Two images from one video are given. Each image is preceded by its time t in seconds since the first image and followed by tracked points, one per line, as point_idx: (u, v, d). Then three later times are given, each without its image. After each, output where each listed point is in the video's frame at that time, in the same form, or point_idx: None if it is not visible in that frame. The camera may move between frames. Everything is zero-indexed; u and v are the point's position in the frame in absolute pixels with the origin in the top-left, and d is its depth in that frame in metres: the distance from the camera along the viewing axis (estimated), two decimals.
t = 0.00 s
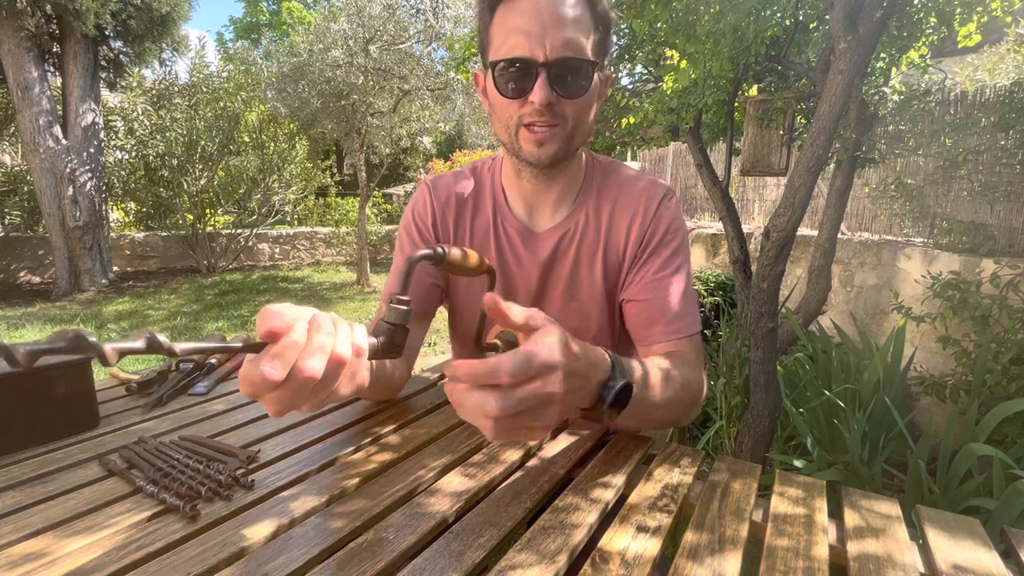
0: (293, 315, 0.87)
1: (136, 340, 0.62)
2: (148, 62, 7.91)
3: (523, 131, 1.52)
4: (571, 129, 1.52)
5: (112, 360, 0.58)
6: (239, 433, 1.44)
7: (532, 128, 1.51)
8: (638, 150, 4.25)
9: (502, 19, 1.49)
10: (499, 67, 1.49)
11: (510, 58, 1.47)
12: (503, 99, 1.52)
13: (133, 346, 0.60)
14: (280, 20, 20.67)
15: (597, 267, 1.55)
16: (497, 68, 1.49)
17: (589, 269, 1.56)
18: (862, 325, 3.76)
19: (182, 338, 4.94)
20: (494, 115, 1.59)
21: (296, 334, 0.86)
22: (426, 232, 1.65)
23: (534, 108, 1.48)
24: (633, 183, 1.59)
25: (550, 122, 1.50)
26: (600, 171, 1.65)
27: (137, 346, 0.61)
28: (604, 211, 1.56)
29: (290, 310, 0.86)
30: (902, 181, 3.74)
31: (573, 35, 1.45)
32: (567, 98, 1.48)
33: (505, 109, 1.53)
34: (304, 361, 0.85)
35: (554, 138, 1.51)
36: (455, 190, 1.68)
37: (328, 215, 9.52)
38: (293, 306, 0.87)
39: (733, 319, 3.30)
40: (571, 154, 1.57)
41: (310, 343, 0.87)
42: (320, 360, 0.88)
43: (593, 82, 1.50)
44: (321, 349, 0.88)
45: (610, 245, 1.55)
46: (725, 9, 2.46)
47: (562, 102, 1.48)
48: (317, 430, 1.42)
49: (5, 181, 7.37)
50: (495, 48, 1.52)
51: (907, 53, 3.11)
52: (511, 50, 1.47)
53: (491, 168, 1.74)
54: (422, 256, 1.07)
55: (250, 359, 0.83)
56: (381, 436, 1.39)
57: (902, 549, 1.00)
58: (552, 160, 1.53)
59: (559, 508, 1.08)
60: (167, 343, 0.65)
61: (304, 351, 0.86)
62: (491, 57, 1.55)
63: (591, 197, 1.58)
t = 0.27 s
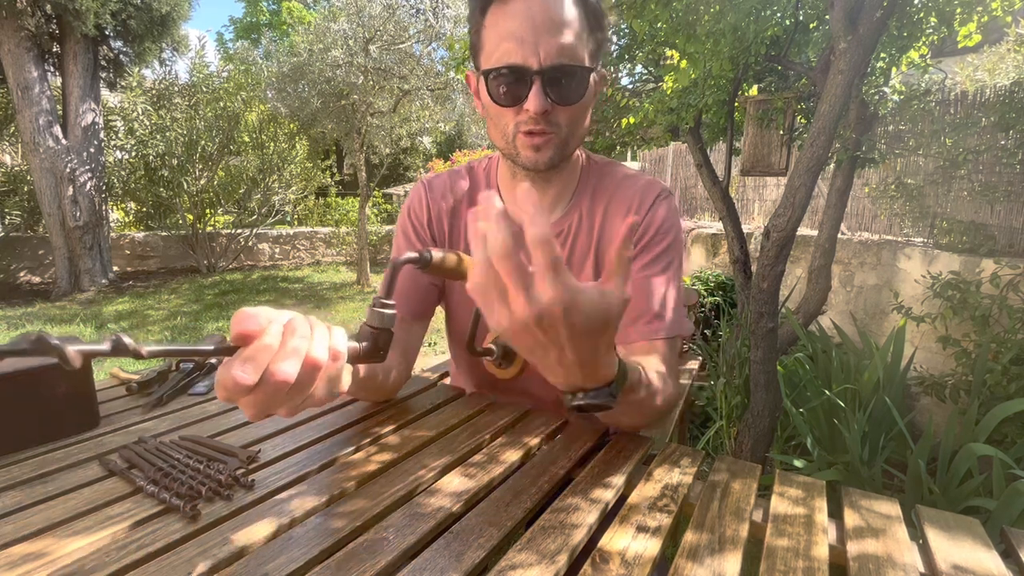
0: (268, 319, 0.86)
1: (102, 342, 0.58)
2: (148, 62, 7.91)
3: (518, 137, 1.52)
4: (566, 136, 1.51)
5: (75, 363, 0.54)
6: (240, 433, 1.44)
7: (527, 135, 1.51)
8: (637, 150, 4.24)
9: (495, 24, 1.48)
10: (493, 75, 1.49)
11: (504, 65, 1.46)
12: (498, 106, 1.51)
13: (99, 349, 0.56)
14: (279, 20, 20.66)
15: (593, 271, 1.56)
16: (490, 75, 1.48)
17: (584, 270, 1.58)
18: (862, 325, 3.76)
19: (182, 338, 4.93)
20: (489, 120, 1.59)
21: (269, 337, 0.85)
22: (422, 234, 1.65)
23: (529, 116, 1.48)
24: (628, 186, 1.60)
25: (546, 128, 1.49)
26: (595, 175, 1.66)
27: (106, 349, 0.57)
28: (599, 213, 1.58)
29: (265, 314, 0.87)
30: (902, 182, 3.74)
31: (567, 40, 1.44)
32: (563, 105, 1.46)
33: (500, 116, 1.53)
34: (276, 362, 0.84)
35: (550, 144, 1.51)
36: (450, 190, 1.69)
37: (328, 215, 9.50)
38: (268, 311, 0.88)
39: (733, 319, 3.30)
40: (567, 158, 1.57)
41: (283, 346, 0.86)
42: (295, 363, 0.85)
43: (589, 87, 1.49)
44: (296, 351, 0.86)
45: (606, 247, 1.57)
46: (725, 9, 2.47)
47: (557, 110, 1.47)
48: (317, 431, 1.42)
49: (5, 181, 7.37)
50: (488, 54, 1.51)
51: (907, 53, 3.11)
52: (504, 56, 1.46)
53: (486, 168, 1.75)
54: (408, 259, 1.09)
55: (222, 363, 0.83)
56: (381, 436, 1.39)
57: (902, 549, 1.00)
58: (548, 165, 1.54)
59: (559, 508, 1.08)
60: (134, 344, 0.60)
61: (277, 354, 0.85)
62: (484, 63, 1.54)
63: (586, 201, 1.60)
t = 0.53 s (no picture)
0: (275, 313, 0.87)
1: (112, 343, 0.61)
2: (148, 62, 7.90)
3: (512, 141, 1.51)
4: (560, 138, 1.51)
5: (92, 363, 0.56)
6: (240, 433, 1.44)
7: (520, 139, 1.50)
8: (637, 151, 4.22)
9: (483, 30, 1.48)
10: (482, 81, 1.48)
11: (494, 70, 1.45)
12: (490, 112, 1.50)
13: (110, 349, 0.59)
14: (279, 20, 20.64)
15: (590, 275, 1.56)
16: (480, 82, 1.48)
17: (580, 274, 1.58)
18: (862, 325, 3.76)
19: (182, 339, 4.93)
20: (481, 126, 1.58)
21: (277, 332, 0.85)
22: (420, 235, 1.66)
23: (522, 121, 1.47)
24: (627, 188, 1.59)
25: (539, 132, 1.48)
26: (594, 176, 1.65)
27: (117, 349, 0.60)
28: (596, 216, 1.57)
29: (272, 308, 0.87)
30: (902, 182, 3.74)
31: (557, 44, 1.44)
32: (555, 108, 1.46)
33: (492, 121, 1.52)
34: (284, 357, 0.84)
35: (543, 148, 1.50)
36: (449, 190, 1.69)
37: (328, 215, 9.49)
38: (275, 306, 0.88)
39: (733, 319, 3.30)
40: (563, 160, 1.56)
41: (292, 341, 0.87)
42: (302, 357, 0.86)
43: (580, 89, 1.48)
44: (303, 347, 0.87)
45: (604, 250, 1.56)
46: (725, 9, 2.47)
47: (550, 113, 1.46)
48: (317, 431, 1.42)
49: (5, 181, 7.38)
50: (478, 60, 1.51)
51: (908, 53, 3.11)
52: (494, 62, 1.46)
53: (485, 168, 1.74)
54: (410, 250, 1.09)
55: (232, 359, 0.83)
56: (381, 436, 1.39)
57: (902, 549, 1.00)
58: (542, 169, 1.52)
59: (559, 508, 1.08)
60: (146, 344, 0.63)
61: (285, 348, 0.85)
62: (474, 70, 1.54)
63: (584, 203, 1.59)
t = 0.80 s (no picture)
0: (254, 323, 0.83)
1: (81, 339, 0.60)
2: (148, 62, 7.90)
3: (511, 139, 1.50)
4: (561, 135, 1.50)
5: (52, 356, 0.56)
6: (239, 433, 1.44)
7: (520, 135, 1.49)
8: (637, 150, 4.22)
9: (487, 25, 1.48)
10: (484, 75, 1.48)
11: (496, 64, 1.46)
12: (491, 107, 1.50)
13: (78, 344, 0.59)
14: (280, 20, 20.63)
15: (591, 277, 1.55)
16: (483, 75, 1.48)
17: (581, 277, 1.57)
18: (862, 325, 3.76)
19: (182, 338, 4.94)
20: (482, 122, 1.58)
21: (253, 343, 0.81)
22: (421, 234, 1.65)
23: (522, 115, 1.47)
24: (629, 192, 1.59)
25: (539, 129, 1.48)
26: (595, 179, 1.65)
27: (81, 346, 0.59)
28: (597, 219, 1.57)
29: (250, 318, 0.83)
30: (902, 181, 3.74)
31: (559, 40, 1.45)
32: (556, 104, 1.46)
33: (492, 116, 1.51)
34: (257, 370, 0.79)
35: (543, 146, 1.49)
36: (450, 191, 1.69)
37: (328, 215, 9.49)
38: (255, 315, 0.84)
39: (733, 319, 3.30)
40: (564, 160, 1.56)
41: (270, 351, 0.82)
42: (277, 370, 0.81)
43: (581, 87, 1.49)
44: (280, 359, 0.82)
45: (605, 253, 1.55)
46: (725, 9, 2.47)
47: (550, 109, 1.46)
48: (317, 431, 1.42)
49: (4, 181, 7.38)
50: (481, 55, 1.51)
51: (907, 53, 3.12)
52: (497, 56, 1.46)
53: (485, 170, 1.74)
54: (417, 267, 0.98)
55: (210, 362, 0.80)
56: (380, 436, 1.39)
57: (902, 549, 1.00)
58: (542, 168, 1.51)
59: (559, 509, 1.08)
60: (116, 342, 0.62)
61: (259, 361, 0.80)
62: (477, 64, 1.54)
63: (585, 206, 1.58)
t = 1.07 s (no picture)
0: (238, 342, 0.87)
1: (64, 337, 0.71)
2: (148, 62, 7.90)
3: (509, 146, 1.50)
4: (558, 144, 1.50)
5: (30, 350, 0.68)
6: (239, 433, 1.44)
7: (516, 144, 1.49)
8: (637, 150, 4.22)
9: (485, 35, 1.50)
10: (482, 85, 1.50)
11: (493, 75, 1.48)
12: (488, 116, 1.52)
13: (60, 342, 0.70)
14: (280, 20, 20.63)
15: (593, 284, 1.55)
16: (480, 86, 1.50)
17: (584, 284, 1.56)
18: (862, 325, 3.76)
19: (183, 338, 4.94)
20: (481, 131, 1.59)
21: (228, 364, 0.85)
22: (423, 236, 1.66)
23: (517, 126, 1.47)
24: (634, 199, 1.58)
25: (535, 138, 1.48)
26: (600, 186, 1.64)
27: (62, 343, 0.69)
28: (601, 226, 1.56)
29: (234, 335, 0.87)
30: (902, 181, 3.74)
31: (556, 50, 1.44)
32: (551, 114, 1.46)
33: (491, 125, 1.53)
34: (225, 394, 0.84)
35: (540, 154, 1.49)
36: (453, 194, 1.69)
37: (328, 215, 9.48)
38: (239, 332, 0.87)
39: (733, 319, 3.30)
40: (566, 166, 1.55)
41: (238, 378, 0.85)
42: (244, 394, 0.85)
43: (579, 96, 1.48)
44: (248, 386, 0.85)
45: (608, 260, 1.54)
46: (725, 9, 2.47)
47: (545, 119, 1.46)
48: (317, 431, 1.42)
49: (4, 181, 7.38)
50: (480, 63, 1.53)
51: (908, 53, 3.12)
52: (493, 67, 1.48)
53: (489, 174, 1.74)
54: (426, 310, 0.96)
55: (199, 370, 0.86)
56: (379, 436, 1.39)
57: (902, 549, 1.00)
58: (541, 174, 1.51)
59: (559, 509, 1.08)
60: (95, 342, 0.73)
61: (229, 384, 0.85)
62: (477, 73, 1.56)
63: (589, 211, 1.58)
